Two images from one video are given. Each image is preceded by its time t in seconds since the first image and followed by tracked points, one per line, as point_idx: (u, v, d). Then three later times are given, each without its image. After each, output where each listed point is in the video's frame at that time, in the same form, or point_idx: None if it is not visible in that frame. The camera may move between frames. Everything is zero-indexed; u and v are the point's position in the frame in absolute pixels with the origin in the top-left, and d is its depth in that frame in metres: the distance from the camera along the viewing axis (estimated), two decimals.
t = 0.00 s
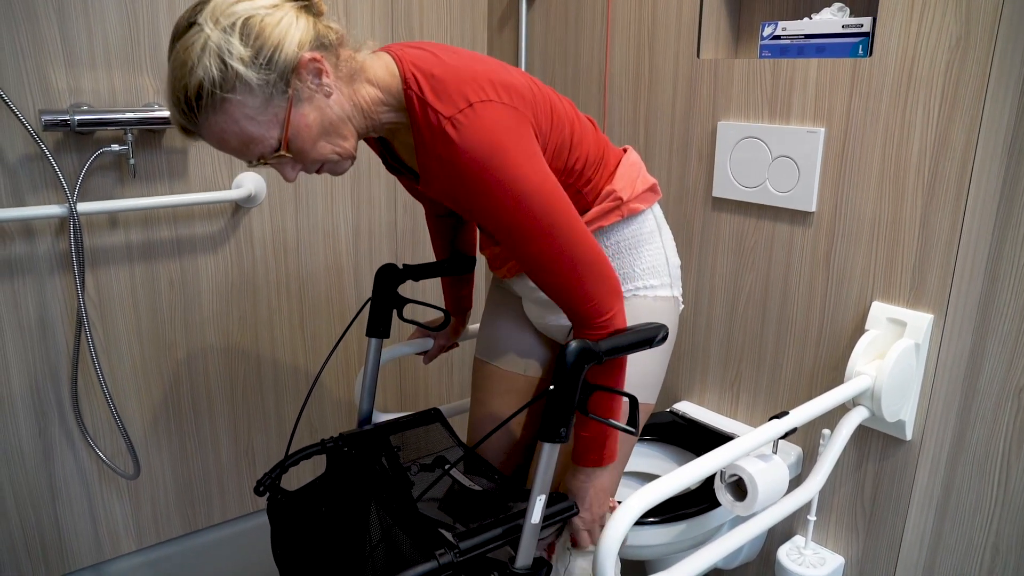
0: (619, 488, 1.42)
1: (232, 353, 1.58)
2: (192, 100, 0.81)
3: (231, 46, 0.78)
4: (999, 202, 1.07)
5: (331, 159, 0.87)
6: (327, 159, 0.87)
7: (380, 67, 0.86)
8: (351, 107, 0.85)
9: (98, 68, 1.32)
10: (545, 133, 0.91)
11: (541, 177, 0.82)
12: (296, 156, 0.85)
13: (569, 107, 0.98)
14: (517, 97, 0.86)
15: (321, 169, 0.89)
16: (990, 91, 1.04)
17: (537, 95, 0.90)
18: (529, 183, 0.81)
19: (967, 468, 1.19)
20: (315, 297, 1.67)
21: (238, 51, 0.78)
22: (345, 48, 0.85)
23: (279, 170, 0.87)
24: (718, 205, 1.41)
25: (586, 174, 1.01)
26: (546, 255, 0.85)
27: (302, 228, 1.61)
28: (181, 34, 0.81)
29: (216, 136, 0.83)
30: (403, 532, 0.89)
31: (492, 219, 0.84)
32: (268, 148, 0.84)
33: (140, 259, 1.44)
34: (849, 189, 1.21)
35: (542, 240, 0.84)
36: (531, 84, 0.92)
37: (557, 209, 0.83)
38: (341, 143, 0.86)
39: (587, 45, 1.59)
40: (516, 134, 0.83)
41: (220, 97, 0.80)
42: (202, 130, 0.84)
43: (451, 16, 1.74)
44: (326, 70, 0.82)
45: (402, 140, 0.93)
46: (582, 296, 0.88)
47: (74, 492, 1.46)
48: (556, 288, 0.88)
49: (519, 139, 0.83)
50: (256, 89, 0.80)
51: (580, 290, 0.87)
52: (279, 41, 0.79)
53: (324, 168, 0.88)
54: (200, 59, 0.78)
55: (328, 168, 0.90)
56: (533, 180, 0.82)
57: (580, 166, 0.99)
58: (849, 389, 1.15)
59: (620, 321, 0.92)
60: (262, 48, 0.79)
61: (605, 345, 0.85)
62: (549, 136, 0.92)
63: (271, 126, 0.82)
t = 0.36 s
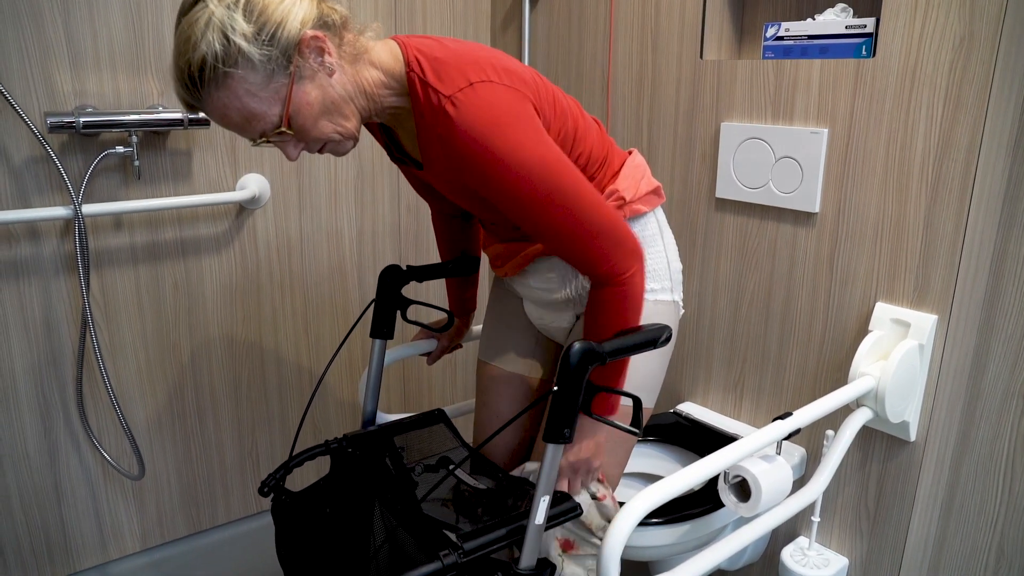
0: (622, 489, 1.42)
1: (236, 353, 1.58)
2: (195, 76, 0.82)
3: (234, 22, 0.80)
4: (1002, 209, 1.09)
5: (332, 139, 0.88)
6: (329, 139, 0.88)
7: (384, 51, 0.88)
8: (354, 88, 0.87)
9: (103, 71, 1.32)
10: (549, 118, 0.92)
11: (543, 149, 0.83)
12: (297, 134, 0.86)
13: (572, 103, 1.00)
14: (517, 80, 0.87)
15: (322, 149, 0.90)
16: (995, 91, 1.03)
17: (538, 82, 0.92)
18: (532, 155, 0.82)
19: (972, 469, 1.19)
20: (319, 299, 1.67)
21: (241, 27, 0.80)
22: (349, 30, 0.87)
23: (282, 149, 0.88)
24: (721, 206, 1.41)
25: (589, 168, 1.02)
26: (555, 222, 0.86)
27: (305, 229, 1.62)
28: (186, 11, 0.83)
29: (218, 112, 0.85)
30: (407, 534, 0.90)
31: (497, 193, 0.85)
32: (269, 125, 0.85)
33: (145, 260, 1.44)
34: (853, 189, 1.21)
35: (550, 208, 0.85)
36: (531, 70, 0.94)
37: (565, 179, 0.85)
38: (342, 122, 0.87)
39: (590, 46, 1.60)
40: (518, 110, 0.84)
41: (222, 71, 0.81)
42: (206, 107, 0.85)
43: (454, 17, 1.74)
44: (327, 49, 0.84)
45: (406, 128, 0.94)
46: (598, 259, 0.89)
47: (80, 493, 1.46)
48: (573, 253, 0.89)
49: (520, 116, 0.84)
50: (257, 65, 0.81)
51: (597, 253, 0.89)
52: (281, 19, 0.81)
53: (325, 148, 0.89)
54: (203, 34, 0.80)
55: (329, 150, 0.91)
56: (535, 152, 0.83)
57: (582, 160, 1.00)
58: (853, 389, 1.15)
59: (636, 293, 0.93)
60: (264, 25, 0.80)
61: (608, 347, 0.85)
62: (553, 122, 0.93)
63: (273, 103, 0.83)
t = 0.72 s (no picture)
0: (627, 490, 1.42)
1: (242, 354, 1.59)
2: (204, 70, 0.83)
3: (242, 18, 0.81)
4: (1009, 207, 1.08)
5: (340, 131, 0.89)
6: (336, 131, 0.89)
7: (391, 47, 0.89)
8: (360, 81, 0.88)
9: (109, 73, 1.33)
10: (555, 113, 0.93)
11: (549, 139, 0.84)
12: (305, 127, 0.87)
13: (575, 106, 1.01)
14: (522, 76, 0.89)
15: (330, 142, 0.91)
16: (1000, 92, 1.03)
17: (542, 80, 0.93)
18: (536, 145, 0.83)
19: (978, 470, 1.19)
20: (323, 300, 1.68)
21: (248, 22, 0.81)
22: (356, 25, 0.88)
23: (291, 142, 0.89)
24: (726, 207, 1.41)
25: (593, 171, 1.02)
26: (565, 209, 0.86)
27: (310, 231, 1.62)
28: (195, 7, 0.84)
29: (227, 106, 0.86)
30: (412, 534, 0.90)
31: (504, 182, 0.85)
32: (277, 119, 0.86)
33: (151, 261, 1.45)
34: (858, 190, 1.21)
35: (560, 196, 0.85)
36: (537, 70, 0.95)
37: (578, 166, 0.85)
38: (349, 115, 0.88)
39: (594, 47, 1.60)
40: (523, 101, 0.85)
41: (230, 66, 0.82)
42: (214, 101, 0.87)
43: (459, 17, 1.75)
44: (334, 43, 0.85)
45: (412, 123, 0.95)
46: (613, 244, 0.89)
47: (86, 493, 1.47)
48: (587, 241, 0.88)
49: (525, 106, 0.84)
50: (265, 59, 0.82)
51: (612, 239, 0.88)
52: (288, 14, 0.82)
53: (333, 141, 0.90)
54: (212, 30, 0.81)
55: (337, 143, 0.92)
56: (540, 141, 0.83)
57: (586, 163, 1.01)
58: (858, 390, 1.15)
59: (656, 275, 0.92)
60: (272, 19, 0.82)
61: (613, 348, 0.85)
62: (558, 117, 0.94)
63: (280, 97, 0.85)
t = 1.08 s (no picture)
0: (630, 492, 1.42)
1: (245, 354, 1.59)
2: (215, 66, 0.84)
3: (252, 14, 0.82)
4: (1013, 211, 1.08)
5: (348, 127, 0.89)
6: (345, 127, 0.89)
7: (401, 44, 0.89)
8: (370, 77, 0.88)
9: (115, 74, 1.33)
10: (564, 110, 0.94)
11: (561, 134, 0.84)
12: (314, 122, 0.88)
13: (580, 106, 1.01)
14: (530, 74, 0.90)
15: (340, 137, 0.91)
16: (1005, 97, 1.03)
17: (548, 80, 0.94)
18: (550, 141, 0.83)
19: (981, 474, 1.19)
20: (327, 301, 1.68)
21: (259, 18, 0.81)
22: (366, 22, 0.88)
23: (299, 137, 0.89)
24: (730, 210, 1.42)
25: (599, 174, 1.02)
26: (578, 202, 0.86)
27: (314, 231, 1.62)
28: (207, 3, 0.84)
29: (237, 101, 0.87)
30: (415, 536, 0.90)
31: (516, 178, 0.85)
32: (287, 114, 0.86)
33: (156, 261, 1.45)
34: (861, 193, 1.21)
35: (572, 189, 0.85)
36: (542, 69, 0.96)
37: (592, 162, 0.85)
38: (358, 111, 0.88)
39: (599, 50, 1.60)
40: (532, 99, 0.86)
41: (241, 63, 0.83)
42: (225, 97, 0.87)
43: (464, 18, 1.75)
44: (344, 40, 0.85)
45: (421, 121, 0.95)
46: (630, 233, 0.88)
47: (90, 492, 1.47)
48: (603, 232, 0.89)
49: (534, 104, 0.85)
50: (275, 56, 0.83)
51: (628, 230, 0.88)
52: (299, 11, 0.82)
53: (342, 136, 0.90)
54: (222, 26, 0.82)
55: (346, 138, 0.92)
56: (552, 136, 0.84)
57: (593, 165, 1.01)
58: (862, 393, 1.15)
59: (678, 262, 0.92)
60: (282, 16, 0.82)
61: (616, 350, 0.86)
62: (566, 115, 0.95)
63: (290, 93, 0.85)
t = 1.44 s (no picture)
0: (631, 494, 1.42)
1: (246, 355, 1.59)
2: (220, 65, 0.84)
3: (260, 15, 0.82)
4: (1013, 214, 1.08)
5: (351, 128, 0.89)
6: (348, 128, 0.89)
7: (409, 43, 0.90)
8: (375, 79, 0.88)
9: (117, 75, 1.34)
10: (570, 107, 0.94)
11: (566, 121, 0.84)
12: (317, 122, 0.89)
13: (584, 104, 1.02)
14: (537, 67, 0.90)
15: (343, 137, 0.91)
16: (1005, 100, 1.04)
17: (555, 75, 0.95)
18: (555, 127, 0.83)
19: (981, 477, 1.19)
20: (328, 302, 1.68)
21: (266, 19, 0.82)
22: (373, 22, 0.88)
23: (302, 135, 0.90)
24: (730, 212, 1.42)
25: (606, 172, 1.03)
26: (586, 194, 0.85)
27: (315, 232, 1.63)
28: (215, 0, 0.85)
29: (242, 98, 0.87)
30: (415, 538, 0.90)
31: (523, 168, 0.85)
32: (291, 114, 0.87)
33: (157, 262, 1.45)
34: (862, 196, 1.22)
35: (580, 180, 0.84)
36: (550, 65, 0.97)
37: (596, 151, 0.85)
38: (361, 112, 0.89)
39: (600, 52, 1.60)
40: (539, 89, 0.86)
41: (246, 63, 0.84)
42: (230, 95, 0.88)
43: (465, 19, 1.75)
44: (350, 42, 0.85)
45: (429, 120, 0.95)
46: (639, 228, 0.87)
47: (90, 492, 1.47)
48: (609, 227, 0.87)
49: (543, 94, 0.86)
50: (280, 57, 0.83)
51: (636, 224, 0.87)
52: (307, 12, 0.83)
53: (345, 136, 0.91)
54: (229, 26, 0.82)
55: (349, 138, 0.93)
56: (560, 125, 0.84)
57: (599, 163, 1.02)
58: (861, 395, 1.15)
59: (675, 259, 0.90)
60: (289, 17, 0.83)
61: (617, 352, 0.86)
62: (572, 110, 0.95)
63: (294, 93, 0.86)
